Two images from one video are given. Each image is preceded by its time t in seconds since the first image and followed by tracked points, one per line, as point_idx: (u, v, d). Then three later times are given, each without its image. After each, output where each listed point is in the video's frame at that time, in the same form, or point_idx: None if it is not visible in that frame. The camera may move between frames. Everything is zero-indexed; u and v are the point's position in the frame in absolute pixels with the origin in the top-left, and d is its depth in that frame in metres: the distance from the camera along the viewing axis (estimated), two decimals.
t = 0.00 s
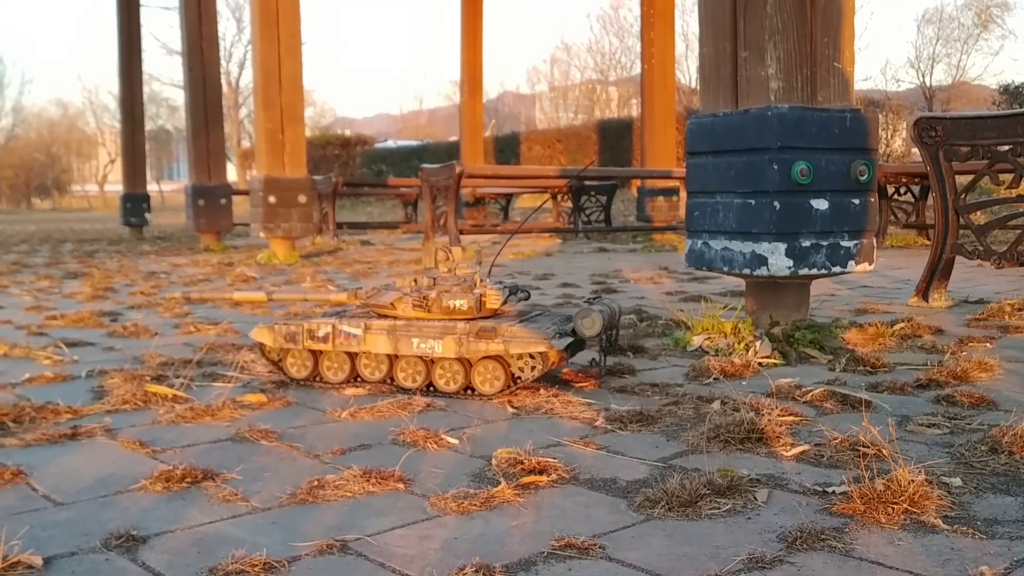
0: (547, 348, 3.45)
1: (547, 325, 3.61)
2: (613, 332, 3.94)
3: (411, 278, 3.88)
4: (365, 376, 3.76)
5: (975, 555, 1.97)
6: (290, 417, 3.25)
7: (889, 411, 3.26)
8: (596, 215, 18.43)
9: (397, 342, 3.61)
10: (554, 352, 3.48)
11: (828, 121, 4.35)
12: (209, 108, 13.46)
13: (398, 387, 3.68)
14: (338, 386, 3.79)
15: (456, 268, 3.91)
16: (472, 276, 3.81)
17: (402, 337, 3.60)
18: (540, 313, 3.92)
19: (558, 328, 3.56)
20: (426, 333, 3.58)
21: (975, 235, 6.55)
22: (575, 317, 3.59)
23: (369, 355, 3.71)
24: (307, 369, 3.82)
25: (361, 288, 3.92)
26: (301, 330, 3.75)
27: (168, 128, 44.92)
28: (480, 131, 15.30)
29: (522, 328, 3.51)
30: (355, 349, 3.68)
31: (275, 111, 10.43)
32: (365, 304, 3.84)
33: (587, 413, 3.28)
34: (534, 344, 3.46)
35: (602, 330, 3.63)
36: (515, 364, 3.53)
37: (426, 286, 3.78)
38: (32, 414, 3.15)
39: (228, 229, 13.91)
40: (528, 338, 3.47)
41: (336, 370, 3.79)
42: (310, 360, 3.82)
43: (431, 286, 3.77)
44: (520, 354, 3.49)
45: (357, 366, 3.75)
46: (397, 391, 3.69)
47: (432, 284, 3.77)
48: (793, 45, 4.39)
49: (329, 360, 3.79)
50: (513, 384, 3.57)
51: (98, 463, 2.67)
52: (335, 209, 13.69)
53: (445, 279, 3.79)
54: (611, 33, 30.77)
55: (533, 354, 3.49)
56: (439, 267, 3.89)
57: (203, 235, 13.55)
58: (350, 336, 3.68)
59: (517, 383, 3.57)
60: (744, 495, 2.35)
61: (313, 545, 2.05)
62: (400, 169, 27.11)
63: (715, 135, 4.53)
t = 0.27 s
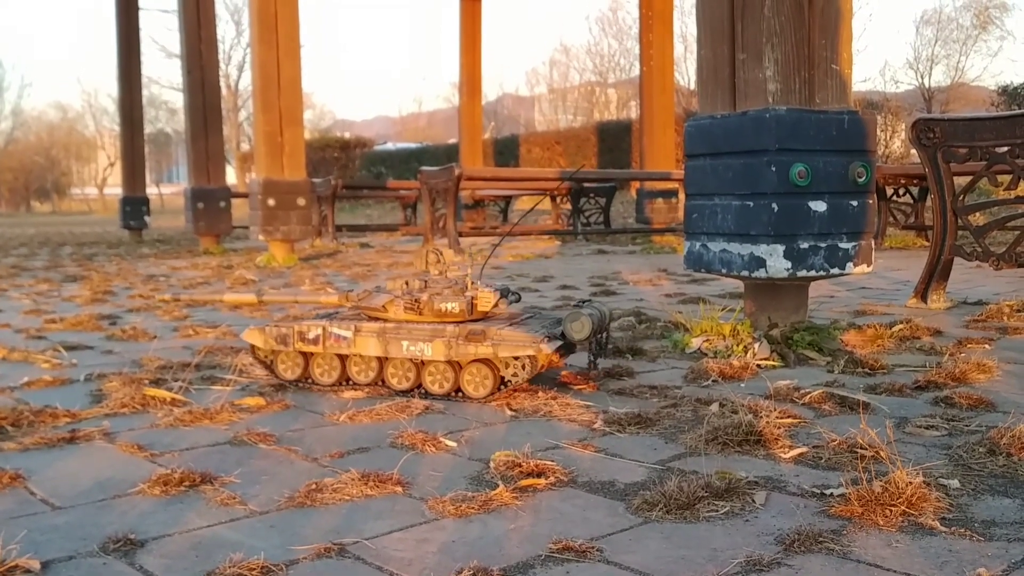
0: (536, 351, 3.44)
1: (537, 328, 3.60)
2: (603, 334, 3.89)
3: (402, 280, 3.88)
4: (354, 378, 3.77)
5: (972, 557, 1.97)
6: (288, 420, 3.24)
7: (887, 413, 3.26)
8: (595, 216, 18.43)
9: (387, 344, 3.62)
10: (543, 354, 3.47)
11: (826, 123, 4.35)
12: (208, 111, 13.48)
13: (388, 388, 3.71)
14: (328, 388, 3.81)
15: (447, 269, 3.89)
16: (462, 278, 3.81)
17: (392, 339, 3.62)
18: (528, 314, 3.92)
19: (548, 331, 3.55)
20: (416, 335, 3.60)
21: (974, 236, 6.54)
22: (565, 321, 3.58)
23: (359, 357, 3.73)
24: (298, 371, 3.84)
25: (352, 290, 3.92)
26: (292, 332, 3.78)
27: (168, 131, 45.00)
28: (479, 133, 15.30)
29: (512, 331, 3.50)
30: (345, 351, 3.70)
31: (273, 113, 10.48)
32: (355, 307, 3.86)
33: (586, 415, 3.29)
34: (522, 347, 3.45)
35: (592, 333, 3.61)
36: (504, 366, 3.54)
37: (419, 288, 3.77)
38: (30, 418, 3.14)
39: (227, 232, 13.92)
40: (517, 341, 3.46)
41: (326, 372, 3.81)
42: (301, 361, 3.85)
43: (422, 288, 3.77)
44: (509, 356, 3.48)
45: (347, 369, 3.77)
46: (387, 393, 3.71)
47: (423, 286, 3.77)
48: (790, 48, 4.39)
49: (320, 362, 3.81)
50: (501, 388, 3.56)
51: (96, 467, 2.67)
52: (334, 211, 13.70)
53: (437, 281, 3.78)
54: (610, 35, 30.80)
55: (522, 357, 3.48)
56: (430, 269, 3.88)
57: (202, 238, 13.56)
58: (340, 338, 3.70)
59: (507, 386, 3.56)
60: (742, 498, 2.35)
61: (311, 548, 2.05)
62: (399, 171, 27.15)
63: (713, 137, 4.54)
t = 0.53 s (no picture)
0: (526, 353, 3.43)
1: (527, 329, 3.60)
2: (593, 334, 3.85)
3: (395, 283, 3.89)
4: (345, 381, 3.76)
5: (972, 559, 1.96)
6: (288, 422, 3.24)
7: (887, 415, 3.26)
8: (596, 218, 18.42)
9: (378, 347, 3.61)
10: (533, 356, 3.46)
11: (825, 125, 4.35)
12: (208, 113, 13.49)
13: (379, 390, 3.70)
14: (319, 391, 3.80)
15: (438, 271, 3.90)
16: (454, 279, 3.81)
17: (382, 341, 3.61)
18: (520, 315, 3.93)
19: (538, 333, 3.55)
20: (407, 337, 3.59)
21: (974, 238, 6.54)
22: (553, 322, 3.54)
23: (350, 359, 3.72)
24: (289, 374, 3.84)
25: (346, 292, 3.93)
26: (283, 335, 3.77)
27: (168, 134, 45.01)
28: (479, 135, 15.31)
29: (502, 332, 3.50)
30: (336, 354, 3.68)
31: (273, 115, 10.49)
32: (348, 309, 3.85)
33: (586, 417, 3.29)
34: (512, 348, 3.44)
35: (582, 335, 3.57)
36: (494, 368, 3.52)
37: (413, 290, 3.76)
38: (30, 421, 3.14)
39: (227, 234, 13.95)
40: (507, 343, 3.46)
41: (318, 374, 3.80)
42: (292, 364, 3.83)
43: (415, 290, 3.76)
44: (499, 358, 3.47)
45: (338, 371, 3.76)
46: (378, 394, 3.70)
47: (416, 287, 3.76)
48: (790, 50, 4.39)
49: (311, 365, 3.81)
50: (491, 390, 3.55)
51: (95, 470, 2.67)
52: (334, 213, 13.69)
53: (430, 283, 3.79)
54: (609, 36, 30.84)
55: (511, 358, 3.48)
56: (420, 270, 3.88)
57: (201, 240, 13.56)
58: (331, 341, 3.69)
59: (496, 388, 3.55)
60: (741, 500, 2.35)
61: (310, 551, 2.05)
62: (399, 172, 27.15)
63: (712, 139, 4.55)
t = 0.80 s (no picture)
0: (516, 353, 3.45)
1: (517, 329, 3.61)
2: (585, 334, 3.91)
3: (387, 284, 3.91)
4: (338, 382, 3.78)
5: (978, 560, 1.96)
6: (293, 424, 3.25)
7: (891, 415, 3.26)
8: (597, 219, 18.43)
9: (369, 348, 3.63)
10: (523, 356, 3.47)
11: (829, 126, 4.35)
12: (210, 114, 13.51)
13: (372, 390, 3.71)
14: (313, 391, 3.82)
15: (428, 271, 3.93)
16: (446, 280, 3.83)
17: (373, 343, 3.62)
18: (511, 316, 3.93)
19: (528, 333, 3.56)
20: (397, 338, 3.60)
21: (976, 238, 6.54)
22: (543, 322, 3.59)
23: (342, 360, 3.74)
24: (281, 375, 3.85)
25: (339, 294, 3.94)
26: (275, 337, 3.78)
27: (170, 135, 45.08)
28: (481, 136, 15.32)
29: (492, 333, 3.51)
30: (328, 355, 3.70)
31: (276, 117, 10.51)
32: (340, 311, 3.87)
33: (590, 418, 3.29)
34: (502, 348, 3.46)
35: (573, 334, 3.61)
36: (484, 368, 3.54)
37: (407, 291, 3.79)
38: (35, 422, 3.14)
39: (229, 235, 14.00)
40: (497, 343, 3.47)
41: (311, 374, 3.82)
42: (284, 365, 3.85)
43: (407, 291, 3.79)
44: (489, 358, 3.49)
45: (330, 372, 3.78)
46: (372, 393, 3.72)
47: (409, 288, 3.79)
48: (793, 50, 4.40)
49: (304, 365, 3.82)
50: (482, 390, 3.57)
51: (101, 471, 2.68)
52: (336, 214, 13.71)
53: (423, 284, 3.81)
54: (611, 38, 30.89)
55: (502, 358, 3.49)
56: (410, 271, 3.91)
57: (204, 242, 13.59)
58: (323, 342, 3.70)
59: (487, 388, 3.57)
60: (747, 501, 2.35)
61: (316, 552, 2.06)
62: (400, 174, 27.19)
63: (716, 140, 4.55)
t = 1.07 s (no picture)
0: (501, 353, 3.49)
1: (503, 330, 3.64)
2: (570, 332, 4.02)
3: (375, 286, 3.95)
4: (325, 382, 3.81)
5: (988, 560, 1.96)
6: (300, 425, 3.25)
7: (899, 415, 3.26)
8: (601, 219, 18.43)
9: (356, 348, 3.67)
10: (508, 356, 3.51)
11: (834, 125, 4.35)
12: (214, 116, 13.52)
13: (359, 390, 3.75)
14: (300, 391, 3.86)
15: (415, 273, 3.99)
16: (433, 281, 3.88)
17: (360, 343, 3.67)
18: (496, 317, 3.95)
19: (513, 333, 3.60)
20: (383, 339, 3.64)
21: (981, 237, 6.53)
22: (529, 322, 3.69)
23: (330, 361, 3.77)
24: (269, 377, 3.88)
25: (328, 296, 3.98)
26: (262, 338, 3.82)
27: (173, 136, 45.11)
28: (484, 137, 15.32)
29: (478, 334, 3.55)
30: (316, 356, 3.74)
31: (279, 118, 10.55)
32: (329, 312, 3.91)
33: (597, 419, 3.28)
34: (488, 348, 3.49)
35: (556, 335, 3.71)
36: (470, 369, 3.56)
37: (396, 293, 3.84)
38: (42, 424, 3.14)
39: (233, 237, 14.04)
40: (482, 344, 3.51)
41: (299, 374, 3.85)
42: (272, 366, 3.88)
43: (397, 292, 3.86)
44: (474, 359, 3.53)
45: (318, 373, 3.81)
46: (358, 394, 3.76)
47: (398, 291, 3.84)
48: (798, 50, 4.39)
49: (292, 366, 3.86)
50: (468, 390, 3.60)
51: (110, 473, 2.68)
52: (340, 215, 13.72)
53: (411, 285, 3.86)
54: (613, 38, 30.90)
55: (488, 359, 3.53)
56: (397, 273, 3.97)
57: (208, 243, 13.62)
58: (310, 344, 3.74)
59: (473, 389, 3.60)
60: (755, 501, 2.35)
61: (326, 553, 2.06)
62: (403, 174, 27.19)
63: (721, 140, 4.55)
